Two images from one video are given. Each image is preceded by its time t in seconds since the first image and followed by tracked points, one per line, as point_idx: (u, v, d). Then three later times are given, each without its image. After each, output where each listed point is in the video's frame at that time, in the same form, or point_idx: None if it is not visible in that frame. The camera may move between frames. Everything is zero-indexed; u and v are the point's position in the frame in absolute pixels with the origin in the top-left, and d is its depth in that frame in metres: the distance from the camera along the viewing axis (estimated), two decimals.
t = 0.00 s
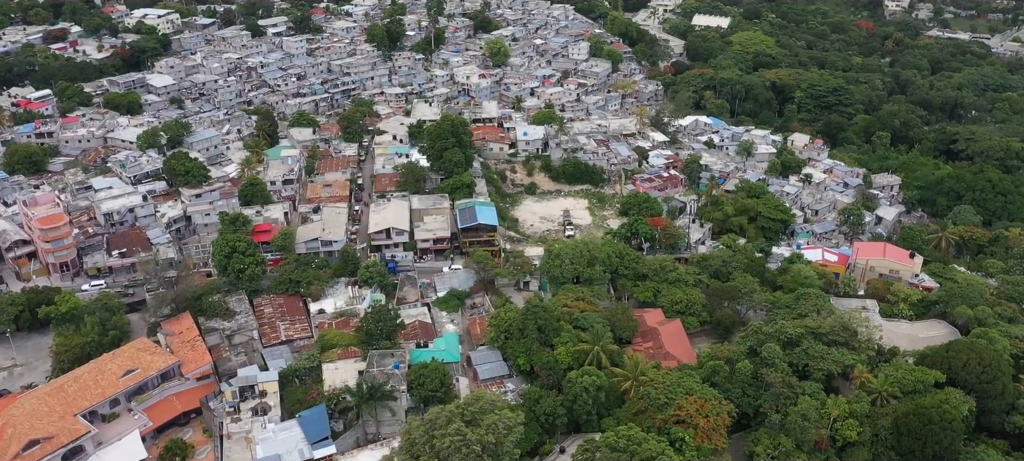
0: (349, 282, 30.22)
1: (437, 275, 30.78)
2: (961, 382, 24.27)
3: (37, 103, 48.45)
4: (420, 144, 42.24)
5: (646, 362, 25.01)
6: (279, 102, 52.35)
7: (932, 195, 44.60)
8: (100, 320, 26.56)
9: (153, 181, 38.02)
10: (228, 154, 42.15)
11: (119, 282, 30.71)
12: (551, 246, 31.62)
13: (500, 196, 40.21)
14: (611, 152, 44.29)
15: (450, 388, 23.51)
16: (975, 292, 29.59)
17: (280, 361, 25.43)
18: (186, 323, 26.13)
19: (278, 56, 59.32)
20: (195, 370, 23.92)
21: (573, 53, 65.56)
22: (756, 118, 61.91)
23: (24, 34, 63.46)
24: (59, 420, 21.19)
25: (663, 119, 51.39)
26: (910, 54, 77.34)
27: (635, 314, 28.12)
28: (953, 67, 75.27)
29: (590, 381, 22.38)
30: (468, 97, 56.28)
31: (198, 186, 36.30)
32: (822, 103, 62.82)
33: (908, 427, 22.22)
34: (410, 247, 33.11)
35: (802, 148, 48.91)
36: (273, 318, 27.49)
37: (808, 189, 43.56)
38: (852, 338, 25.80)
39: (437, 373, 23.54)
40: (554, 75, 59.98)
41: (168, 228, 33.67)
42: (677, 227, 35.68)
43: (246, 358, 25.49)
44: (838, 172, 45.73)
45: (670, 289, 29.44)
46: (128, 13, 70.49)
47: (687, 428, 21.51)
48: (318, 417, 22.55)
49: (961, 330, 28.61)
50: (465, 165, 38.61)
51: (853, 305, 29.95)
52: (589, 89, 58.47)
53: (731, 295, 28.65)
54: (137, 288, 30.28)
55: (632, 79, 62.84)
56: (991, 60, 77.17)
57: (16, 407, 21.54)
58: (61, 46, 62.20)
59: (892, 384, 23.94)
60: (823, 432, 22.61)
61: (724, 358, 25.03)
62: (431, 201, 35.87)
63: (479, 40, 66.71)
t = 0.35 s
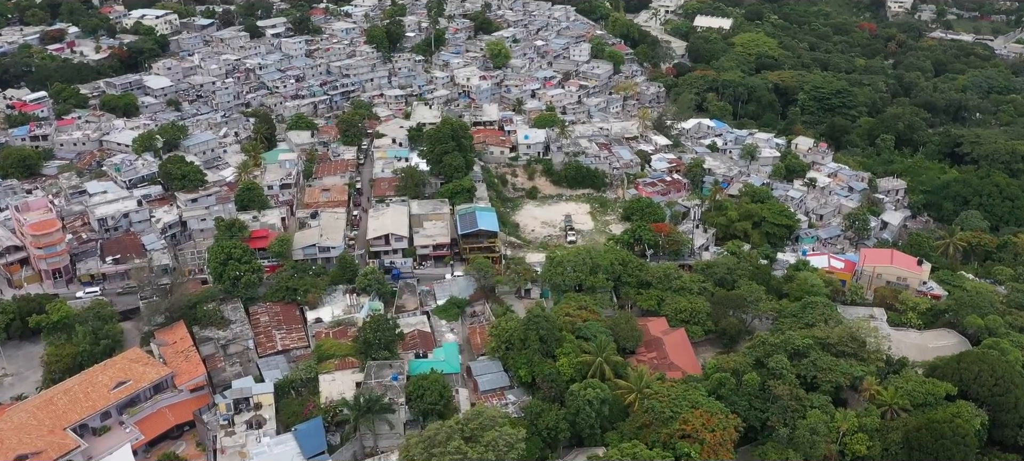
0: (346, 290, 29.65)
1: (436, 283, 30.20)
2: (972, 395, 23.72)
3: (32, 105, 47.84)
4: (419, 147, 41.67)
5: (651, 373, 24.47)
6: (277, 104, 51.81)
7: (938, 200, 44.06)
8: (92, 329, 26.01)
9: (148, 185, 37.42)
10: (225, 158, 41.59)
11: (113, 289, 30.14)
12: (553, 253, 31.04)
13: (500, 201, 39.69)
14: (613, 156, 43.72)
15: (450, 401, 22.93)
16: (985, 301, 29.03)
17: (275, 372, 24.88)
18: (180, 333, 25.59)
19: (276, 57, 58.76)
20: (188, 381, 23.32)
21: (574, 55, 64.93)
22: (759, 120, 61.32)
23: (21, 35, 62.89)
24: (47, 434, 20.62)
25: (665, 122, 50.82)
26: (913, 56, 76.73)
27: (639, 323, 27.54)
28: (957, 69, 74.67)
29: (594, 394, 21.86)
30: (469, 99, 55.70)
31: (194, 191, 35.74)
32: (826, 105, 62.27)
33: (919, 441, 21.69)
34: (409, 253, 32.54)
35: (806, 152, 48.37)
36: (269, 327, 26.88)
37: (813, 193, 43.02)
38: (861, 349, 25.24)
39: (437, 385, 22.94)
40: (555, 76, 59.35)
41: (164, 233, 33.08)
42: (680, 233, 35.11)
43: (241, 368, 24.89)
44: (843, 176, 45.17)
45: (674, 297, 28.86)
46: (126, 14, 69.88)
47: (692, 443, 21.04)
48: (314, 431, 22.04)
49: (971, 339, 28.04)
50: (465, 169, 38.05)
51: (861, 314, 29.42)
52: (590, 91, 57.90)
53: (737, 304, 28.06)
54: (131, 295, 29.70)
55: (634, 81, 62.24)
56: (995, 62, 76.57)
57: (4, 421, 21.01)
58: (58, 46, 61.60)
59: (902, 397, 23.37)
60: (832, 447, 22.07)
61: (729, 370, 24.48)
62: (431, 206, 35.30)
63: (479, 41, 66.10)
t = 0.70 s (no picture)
0: (344, 296, 29.15)
1: (436, 289, 29.73)
2: (984, 406, 23.22)
3: (28, 106, 47.32)
4: (419, 150, 41.16)
5: (655, 383, 24.00)
6: (276, 106, 51.32)
7: (944, 203, 43.54)
8: (85, 338, 25.51)
9: (144, 189, 36.86)
10: (222, 160, 41.12)
11: (107, 295, 29.59)
12: (554, 258, 30.54)
13: (501, 205, 39.22)
14: (615, 159, 43.24)
15: (450, 412, 22.43)
16: (995, 308, 28.54)
17: (271, 381, 24.38)
18: (174, 342, 25.11)
19: (275, 58, 58.27)
20: (182, 392, 22.80)
21: (576, 55, 64.35)
22: (762, 121, 60.78)
23: (18, 35, 62.37)
24: (37, 446, 20.13)
25: (667, 124, 50.33)
26: (917, 57, 76.14)
27: (642, 331, 27.05)
28: (960, 70, 74.09)
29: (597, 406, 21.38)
30: (469, 100, 55.20)
31: (192, 194, 35.24)
32: (829, 106, 61.73)
33: (929, 454, 21.22)
34: (409, 258, 32.05)
35: (810, 155, 47.86)
36: (266, 335, 26.39)
37: (817, 196, 42.49)
38: (869, 358, 24.73)
39: (436, 395, 22.43)
40: (556, 77, 58.80)
41: (160, 238, 32.52)
42: (684, 238, 34.60)
43: (237, 377, 24.38)
44: (848, 179, 44.66)
45: (678, 304, 28.34)
46: (124, 14, 69.30)
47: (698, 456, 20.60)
48: (311, 442, 21.43)
49: (981, 348, 27.54)
50: (465, 173, 37.55)
51: (868, 321, 28.97)
52: (591, 92, 57.38)
53: (742, 311, 27.53)
54: (126, 302, 29.23)
55: (636, 82, 61.67)
56: (999, 63, 75.98)
57: None
58: (56, 47, 61.06)
59: (912, 408, 22.88)
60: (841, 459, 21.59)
61: (735, 380, 23.98)
62: (431, 210, 34.80)
63: (480, 41, 65.57)
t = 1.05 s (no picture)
0: (342, 301, 28.65)
1: (436, 293, 29.26)
2: (994, 415, 22.76)
3: (24, 107, 46.83)
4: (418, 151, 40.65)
5: (658, 392, 23.54)
6: (274, 106, 50.81)
7: (950, 206, 43.03)
8: (78, 344, 25.04)
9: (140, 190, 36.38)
10: (220, 161, 40.60)
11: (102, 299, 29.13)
12: (556, 263, 30.03)
13: (502, 207, 38.75)
14: (617, 160, 42.78)
15: (450, 421, 21.94)
16: (1004, 315, 28.04)
17: (268, 389, 23.87)
18: (169, 348, 24.64)
19: (274, 58, 57.77)
20: (176, 400, 22.31)
21: (577, 55, 63.78)
22: (765, 121, 60.21)
23: (15, 34, 61.84)
24: (26, 457, 19.67)
25: (670, 125, 49.83)
26: (920, 56, 75.56)
27: (645, 337, 26.56)
28: (964, 70, 73.51)
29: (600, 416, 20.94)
30: (469, 100, 54.70)
31: (188, 196, 34.66)
32: (832, 106, 61.16)
33: None
34: (408, 262, 31.57)
35: (814, 156, 47.36)
36: (262, 340, 25.89)
37: (821, 198, 41.97)
38: (877, 366, 24.25)
39: (435, 404, 21.93)
40: (558, 77, 58.26)
41: (155, 241, 32.02)
42: (687, 241, 34.10)
43: (232, 385, 23.91)
44: (852, 181, 44.16)
45: (682, 310, 27.83)
46: (122, 12, 68.71)
47: None
48: (308, 451, 21.15)
49: (990, 355, 27.06)
50: (465, 175, 37.05)
51: (874, 327, 28.52)
52: (593, 92, 56.85)
53: (748, 317, 26.99)
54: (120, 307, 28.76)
55: (637, 81, 61.10)
56: (1002, 63, 75.40)
57: None
58: (53, 46, 60.52)
59: (922, 417, 22.41)
60: None
61: (741, 388, 23.51)
62: (431, 212, 34.34)
63: (480, 41, 65.02)
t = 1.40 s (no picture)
0: (341, 306, 28.27)
1: (436, 298, 28.87)
2: (1004, 423, 22.35)
3: (21, 107, 46.42)
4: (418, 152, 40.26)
5: (661, 399, 23.16)
6: (273, 106, 50.43)
7: (955, 208, 42.61)
8: (72, 349, 24.67)
9: (137, 192, 36.00)
10: (217, 163, 40.15)
11: (97, 303, 28.75)
12: (557, 266, 29.64)
13: (503, 209, 38.37)
14: (619, 162, 42.39)
15: (449, 430, 21.52)
16: (1012, 320, 27.63)
17: (264, 395, 23.50)
18: (164, 354, 24.26)
19: (273, 57, 57.36)
20: (171, 408, 21.91)
21: (578, 55, 63.36)
22: (767, 122, 59.79)
23: (13, 34, 61.44)
24: None
25: (672, 126, 49.45)
26: (923, 57, 75.10)
27: (648, 342, 26.15)
28: (967, 70, 73.02)
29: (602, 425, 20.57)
30: (470, 100, 54.32)
31: (185, 198, 34.30)
32: (835, 107, 60.71)
33: None
34: (407, 265, 31.19)
35: (817, 157, 46.94)
36: (259, 346, 25.51)
37: (825, 200, 41.56)
38: (885, 373, 23.84)
39: (435, 412, 21.56)
40: (559, 77, 57.84)
41: (152, 243, 31.62)
42: (690, 244, 33.68)
43: (228, 391, 23.61)
44: (856, 183, 43.76)
45: (685, 315, 27.44)
46: (121, 11, 68.25)
47: None
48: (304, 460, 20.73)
49: (999, 361, 26.65)
50: (466, 176, 36.64)
51: (880, 332, 28.15)
52: (594, 92, 56.42)
53: (753, 322, 26.56)
54: (116, 311, 28.33)
55: (639, 81, 60.64)
56: (1006, 63, 74.90)
57: None
58: (51, 45, 60.10)
59: (931, 425, 21.98)
60: None
61: (745, 396, 23.13)
62: (431, 215, 33.97)
63: (481, 41, 64.62)
